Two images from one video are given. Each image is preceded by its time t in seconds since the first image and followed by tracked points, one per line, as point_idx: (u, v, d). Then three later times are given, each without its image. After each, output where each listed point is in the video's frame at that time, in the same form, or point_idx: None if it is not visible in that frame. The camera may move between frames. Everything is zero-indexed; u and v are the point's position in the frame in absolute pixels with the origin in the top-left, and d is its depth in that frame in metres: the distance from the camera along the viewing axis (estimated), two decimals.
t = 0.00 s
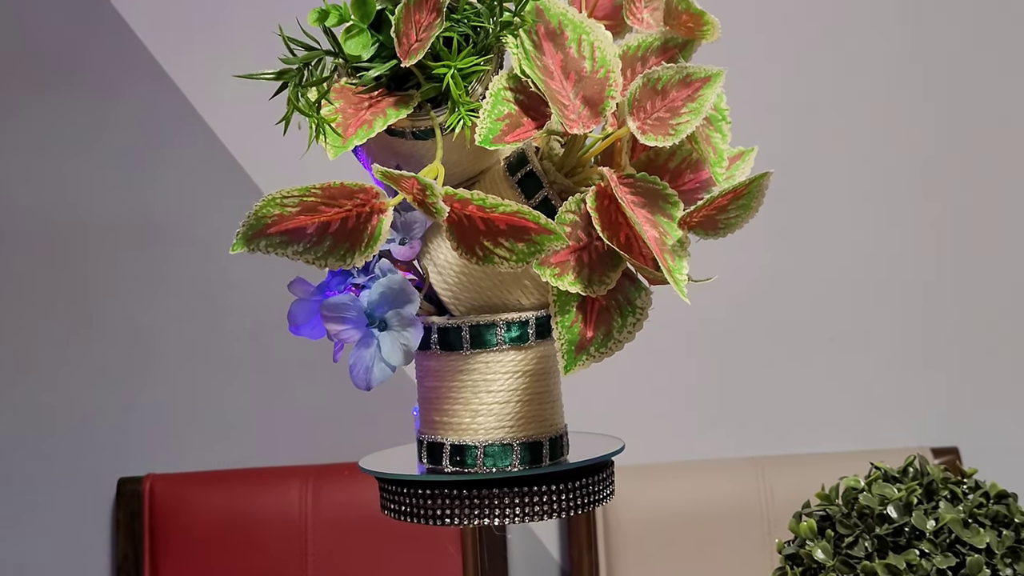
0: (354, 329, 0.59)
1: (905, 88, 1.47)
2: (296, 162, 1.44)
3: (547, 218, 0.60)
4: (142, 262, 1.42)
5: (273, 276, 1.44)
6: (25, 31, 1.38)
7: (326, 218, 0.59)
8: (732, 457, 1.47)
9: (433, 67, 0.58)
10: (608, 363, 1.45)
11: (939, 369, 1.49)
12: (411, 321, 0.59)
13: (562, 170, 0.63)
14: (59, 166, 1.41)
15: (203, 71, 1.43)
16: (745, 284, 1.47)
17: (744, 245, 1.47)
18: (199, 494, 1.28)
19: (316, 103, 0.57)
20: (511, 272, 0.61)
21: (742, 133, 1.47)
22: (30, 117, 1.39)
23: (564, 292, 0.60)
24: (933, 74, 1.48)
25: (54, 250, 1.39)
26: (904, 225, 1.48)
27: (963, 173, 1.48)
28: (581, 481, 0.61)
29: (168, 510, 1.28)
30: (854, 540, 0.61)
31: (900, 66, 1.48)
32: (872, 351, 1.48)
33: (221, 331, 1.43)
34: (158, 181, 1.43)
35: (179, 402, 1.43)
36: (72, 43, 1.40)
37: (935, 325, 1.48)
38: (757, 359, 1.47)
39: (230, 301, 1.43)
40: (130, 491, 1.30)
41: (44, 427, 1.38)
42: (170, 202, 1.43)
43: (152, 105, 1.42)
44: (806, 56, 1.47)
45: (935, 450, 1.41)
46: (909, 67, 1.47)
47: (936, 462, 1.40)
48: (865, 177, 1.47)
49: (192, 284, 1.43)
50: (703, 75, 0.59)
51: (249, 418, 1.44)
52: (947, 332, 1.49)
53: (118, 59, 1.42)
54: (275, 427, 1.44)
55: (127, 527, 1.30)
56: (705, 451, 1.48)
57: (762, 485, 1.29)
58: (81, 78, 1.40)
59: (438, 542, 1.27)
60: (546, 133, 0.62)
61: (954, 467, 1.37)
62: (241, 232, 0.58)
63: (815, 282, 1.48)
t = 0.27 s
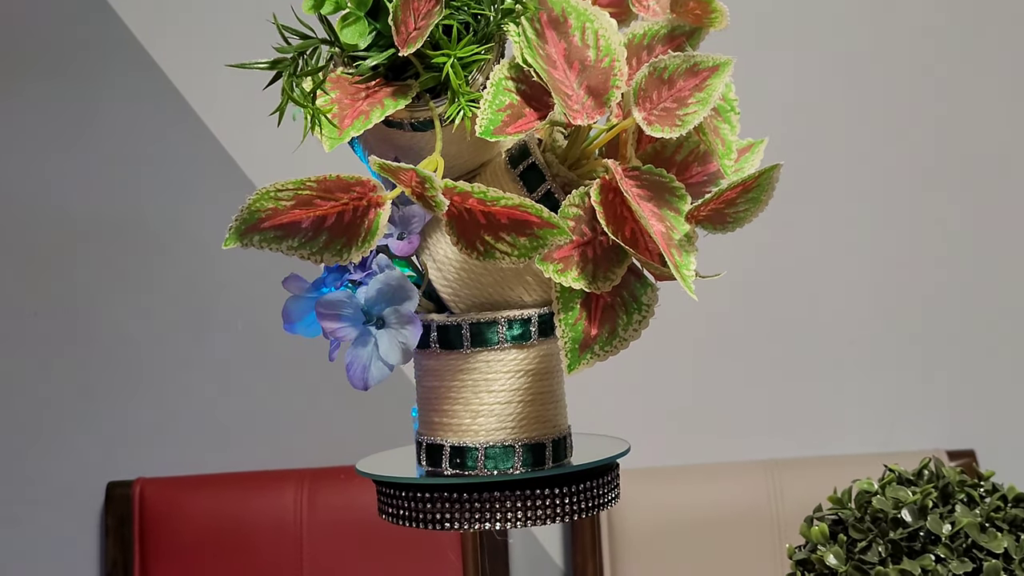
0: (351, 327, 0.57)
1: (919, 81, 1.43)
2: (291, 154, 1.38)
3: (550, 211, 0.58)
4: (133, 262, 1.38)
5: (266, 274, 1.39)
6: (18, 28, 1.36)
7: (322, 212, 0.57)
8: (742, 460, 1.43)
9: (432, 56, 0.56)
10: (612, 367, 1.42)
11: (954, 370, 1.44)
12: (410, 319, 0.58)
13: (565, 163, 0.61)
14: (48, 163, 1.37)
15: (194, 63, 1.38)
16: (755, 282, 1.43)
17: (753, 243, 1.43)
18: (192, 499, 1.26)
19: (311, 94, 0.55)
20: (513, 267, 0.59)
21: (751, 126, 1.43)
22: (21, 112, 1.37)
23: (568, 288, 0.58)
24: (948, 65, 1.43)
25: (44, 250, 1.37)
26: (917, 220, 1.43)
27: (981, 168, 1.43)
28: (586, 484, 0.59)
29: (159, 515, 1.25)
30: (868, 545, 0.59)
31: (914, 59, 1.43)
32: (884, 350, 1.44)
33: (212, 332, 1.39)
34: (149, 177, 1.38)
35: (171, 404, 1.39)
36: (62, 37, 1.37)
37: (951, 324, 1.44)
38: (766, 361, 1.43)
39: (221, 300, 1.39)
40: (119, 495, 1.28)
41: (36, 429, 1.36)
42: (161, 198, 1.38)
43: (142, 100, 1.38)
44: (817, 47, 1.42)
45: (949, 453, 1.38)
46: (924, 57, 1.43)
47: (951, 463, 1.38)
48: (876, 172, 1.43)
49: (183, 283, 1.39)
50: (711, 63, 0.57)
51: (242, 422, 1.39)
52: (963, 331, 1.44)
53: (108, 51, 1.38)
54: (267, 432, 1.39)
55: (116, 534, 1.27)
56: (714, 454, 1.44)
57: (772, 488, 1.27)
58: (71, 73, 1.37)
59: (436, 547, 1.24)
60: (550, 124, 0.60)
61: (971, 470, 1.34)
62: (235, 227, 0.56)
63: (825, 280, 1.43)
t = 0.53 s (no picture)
0: (349, 324, 0.55)
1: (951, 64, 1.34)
2: (286, 143, 1.30)
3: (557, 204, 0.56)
4: (113, 260, 1.29)
5: (258, 272, 1.31)
6: None
7: (319, 205, 0.55)
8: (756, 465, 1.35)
9: (433, 42, 0.54)
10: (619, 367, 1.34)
11: (985, 372, 1.36)
12: (410, 316, 0.55)
13: (572, 154, 0.59)
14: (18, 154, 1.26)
15: (177, 47, 1.29)
16: (772, 277, 1.34)
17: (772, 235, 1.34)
18: (182, 504, 1.20)
19: (308, 81, 0.53)
20: (518, 262, 0.57)
21: (773, 113, 1.33)
22: None
23: (575, 284, 0.56)
24: (982, 48, 1.33)
25: (15, 247, 1.26)
26: (948, 214, 1.34)
27: (1015, 157, 1.34)
28: (593, 488, 0.57)
29: (148, 521, 1.19)
30: (886, 551, 0.57)
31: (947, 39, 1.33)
32: (912, 352, 1.36)
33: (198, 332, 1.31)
34: (130, 169, 1.29)
35: (155, 412, 1.30)
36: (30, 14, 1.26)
37: (982, 324, 1.35)
38: (784, 360, 1.35)
39: (209, 301, 1.31)
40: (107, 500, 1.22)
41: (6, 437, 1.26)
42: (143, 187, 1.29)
43: (122, 86, 1.28)
44: (841, 28, 1.33)
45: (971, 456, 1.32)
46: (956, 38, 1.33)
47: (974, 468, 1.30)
48: (905, 162, 1.34)
49: (166, 279, 1.30)
50: (723, 50, 0.55)
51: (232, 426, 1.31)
52: (996, 331, 1.36)
53: (83, 34, 1.27)
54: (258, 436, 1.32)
55: (104, 542, 1.22)
56: (726, 459, 1.36)
57: (787, 493, 1.22)
58: (43, 57, 1.27)
59: (438, 553, 1.20)
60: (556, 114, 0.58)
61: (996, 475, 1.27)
62: (228, 220, 0.54)
63: (850, 278, 1.35)
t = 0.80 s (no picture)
0: (345, 321, 0.53)
1: (955, 61, 1.32)
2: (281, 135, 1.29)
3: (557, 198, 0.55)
4: (109, 260, 1.27)
5: (255, 271, 1.29)
6: None
7: (313, 197, 0.53)
8: (761, 466, 1.34)
9: (430, 31, 0.53)
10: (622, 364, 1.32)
11: (992, 371, 1.35)
12: (407, 313, 0.54)
13: (573, 146, 0.57)
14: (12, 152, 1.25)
15: (172, 43, 1.28)
16: (776, 275, 1.33)
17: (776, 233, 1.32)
18: (174, 507, 1.18)
19: (302, 71, 0.52)
20: (518, 257, 0.56)
21: (776, 110, 1.32)
22: None
23: (576, 279, 0.54)
24: (988, 41, 1.32)
25: (9, 246, 1.25)
26: (953, 212, 1.33)
27: (1018, 155, 1.33)
28: (595, 488, 0.56)
29: (139, 523, 1.18)
30: (896, 554, 0.55)
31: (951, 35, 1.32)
32: (917, 352, 1.34)
33: (195, 333, 1.29)
34: (125, 167, 1.27)
35: (151, 413, 1.29)
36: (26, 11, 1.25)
37: (988, 323, 1.34)
38: (788, 360, 1.34)
39: (206, 300, 1.29)
40: (96, 504, 1.21)
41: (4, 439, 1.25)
42: (139, 186, 1.28)
43: (116, 84, 1.27)
44: (843, 24, 1.31)
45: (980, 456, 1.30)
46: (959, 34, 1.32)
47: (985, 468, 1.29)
48: (910, 160, 1.32)
49: (163, 279, 1.28)
50: (728, 39, 0.53)
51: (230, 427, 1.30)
52: (1001, 330, 1.34)
53: (77, 30, 1.26)
54: (256, 438, 1.30)
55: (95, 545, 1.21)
56: (731, 459, 1.35)
57: (793, 494, 1.20)
58: (36, 54, 1.25)
59: (436, 556, 1.18)
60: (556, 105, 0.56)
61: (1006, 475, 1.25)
62: (220, 213, 0.52)
63: (854, 277, 1.33)
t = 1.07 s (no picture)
0: (337, 322, 0.51)
1: (965, 58, 1.30)
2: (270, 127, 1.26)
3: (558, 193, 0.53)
4: (103, 261, 1.25)
5: (251, 272, 1.27)
6: None
7: (303, 193, 0.51)
8: (771, 472, 1.31)
9: (426, 20, 0.51)
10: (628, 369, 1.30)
11: (1006, 373, 1.32)
12: (402, 313, 0.52)
13: (574, 139, 0.54)
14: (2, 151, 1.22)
15: (167, 40, 1.26)
16: (785, 277, 1.30)
17: (784, 234, 1.30)
18: (161, 515, 1.16)
19: (292, 62, 0.50)
20: (517, 255, 0.54)
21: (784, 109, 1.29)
22: None
23: (578, 278, 0.52)
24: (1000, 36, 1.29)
25: None
26: (963, 212, 1.30)
27: None
28: (598, 496, 0.54)
29: (123, 532, 1.15)
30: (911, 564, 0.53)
31: (960, 32, 1.29)
32: (928, 355, 1.32)
33: (190, 337, 1.27)
34: (120, 167, 1.25)
35: (146, 418, 1.26)
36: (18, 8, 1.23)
37: (1001, 324, 1.31)
38: (796, 363, 1.32)
39: (201, 302, 1.27)
40: (78, 513, 1.17)
41: None
42: (133, 186, 1.26)
43: (111, 83, 1.25)
44: (850, 21, 1.29)
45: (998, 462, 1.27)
46: (969, 31, 1.29)
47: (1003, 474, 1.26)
48: (918, 159, 1.30)
49: (158, 280, 1.26)
50: (736, 27, 0.51)
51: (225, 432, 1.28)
52: (1014, 332, 1.31)
53: (70, 27, 1.24)
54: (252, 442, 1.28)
55: (76, 555, 1.17)
56: (739, 465, 1.32)
57: (804, 501, 1.18)
58: (27, 50, 1.23)
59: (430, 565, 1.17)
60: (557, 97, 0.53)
61: None
62: (207, 210, 0.50)
63: (862, 279, 1.31)
